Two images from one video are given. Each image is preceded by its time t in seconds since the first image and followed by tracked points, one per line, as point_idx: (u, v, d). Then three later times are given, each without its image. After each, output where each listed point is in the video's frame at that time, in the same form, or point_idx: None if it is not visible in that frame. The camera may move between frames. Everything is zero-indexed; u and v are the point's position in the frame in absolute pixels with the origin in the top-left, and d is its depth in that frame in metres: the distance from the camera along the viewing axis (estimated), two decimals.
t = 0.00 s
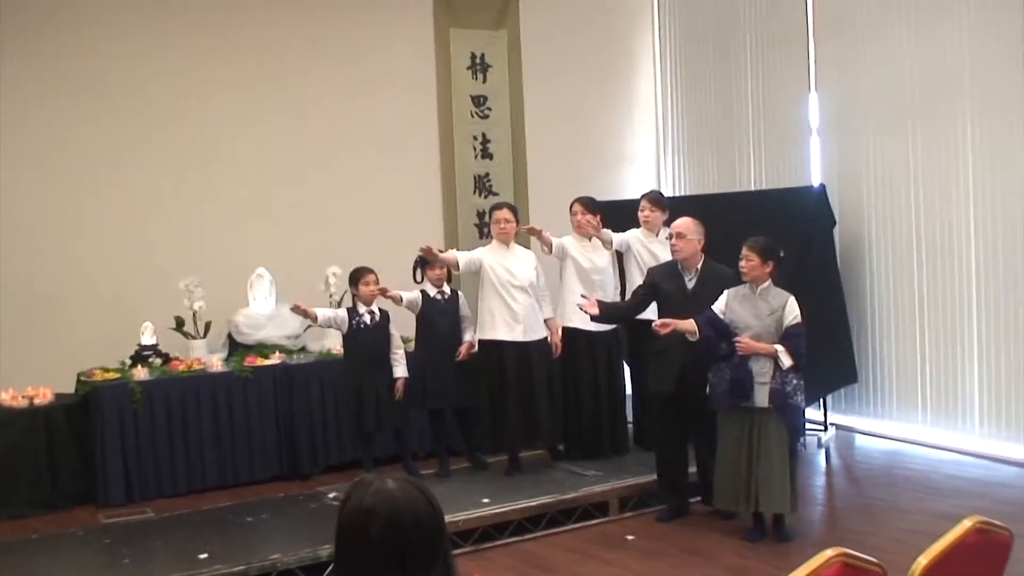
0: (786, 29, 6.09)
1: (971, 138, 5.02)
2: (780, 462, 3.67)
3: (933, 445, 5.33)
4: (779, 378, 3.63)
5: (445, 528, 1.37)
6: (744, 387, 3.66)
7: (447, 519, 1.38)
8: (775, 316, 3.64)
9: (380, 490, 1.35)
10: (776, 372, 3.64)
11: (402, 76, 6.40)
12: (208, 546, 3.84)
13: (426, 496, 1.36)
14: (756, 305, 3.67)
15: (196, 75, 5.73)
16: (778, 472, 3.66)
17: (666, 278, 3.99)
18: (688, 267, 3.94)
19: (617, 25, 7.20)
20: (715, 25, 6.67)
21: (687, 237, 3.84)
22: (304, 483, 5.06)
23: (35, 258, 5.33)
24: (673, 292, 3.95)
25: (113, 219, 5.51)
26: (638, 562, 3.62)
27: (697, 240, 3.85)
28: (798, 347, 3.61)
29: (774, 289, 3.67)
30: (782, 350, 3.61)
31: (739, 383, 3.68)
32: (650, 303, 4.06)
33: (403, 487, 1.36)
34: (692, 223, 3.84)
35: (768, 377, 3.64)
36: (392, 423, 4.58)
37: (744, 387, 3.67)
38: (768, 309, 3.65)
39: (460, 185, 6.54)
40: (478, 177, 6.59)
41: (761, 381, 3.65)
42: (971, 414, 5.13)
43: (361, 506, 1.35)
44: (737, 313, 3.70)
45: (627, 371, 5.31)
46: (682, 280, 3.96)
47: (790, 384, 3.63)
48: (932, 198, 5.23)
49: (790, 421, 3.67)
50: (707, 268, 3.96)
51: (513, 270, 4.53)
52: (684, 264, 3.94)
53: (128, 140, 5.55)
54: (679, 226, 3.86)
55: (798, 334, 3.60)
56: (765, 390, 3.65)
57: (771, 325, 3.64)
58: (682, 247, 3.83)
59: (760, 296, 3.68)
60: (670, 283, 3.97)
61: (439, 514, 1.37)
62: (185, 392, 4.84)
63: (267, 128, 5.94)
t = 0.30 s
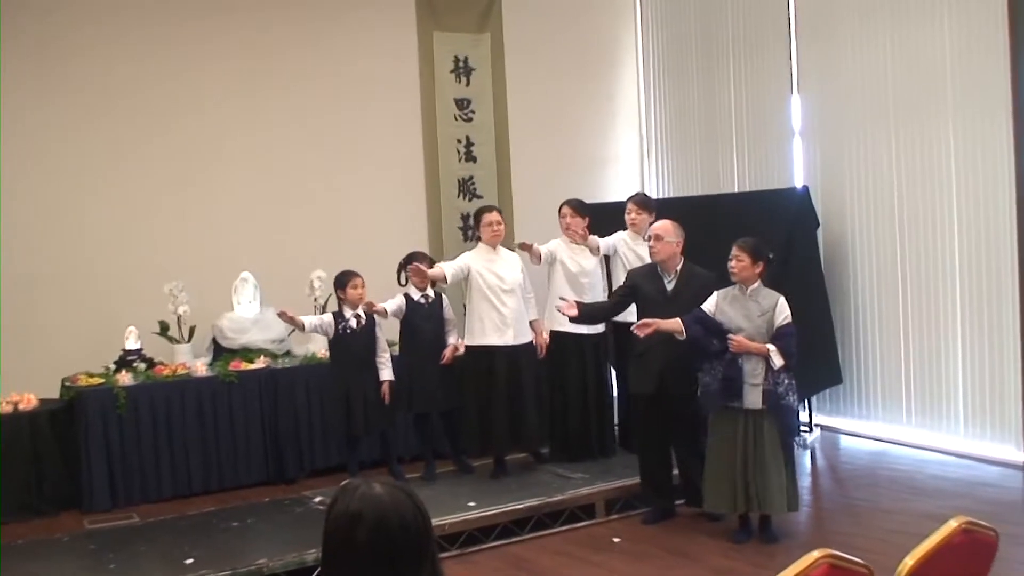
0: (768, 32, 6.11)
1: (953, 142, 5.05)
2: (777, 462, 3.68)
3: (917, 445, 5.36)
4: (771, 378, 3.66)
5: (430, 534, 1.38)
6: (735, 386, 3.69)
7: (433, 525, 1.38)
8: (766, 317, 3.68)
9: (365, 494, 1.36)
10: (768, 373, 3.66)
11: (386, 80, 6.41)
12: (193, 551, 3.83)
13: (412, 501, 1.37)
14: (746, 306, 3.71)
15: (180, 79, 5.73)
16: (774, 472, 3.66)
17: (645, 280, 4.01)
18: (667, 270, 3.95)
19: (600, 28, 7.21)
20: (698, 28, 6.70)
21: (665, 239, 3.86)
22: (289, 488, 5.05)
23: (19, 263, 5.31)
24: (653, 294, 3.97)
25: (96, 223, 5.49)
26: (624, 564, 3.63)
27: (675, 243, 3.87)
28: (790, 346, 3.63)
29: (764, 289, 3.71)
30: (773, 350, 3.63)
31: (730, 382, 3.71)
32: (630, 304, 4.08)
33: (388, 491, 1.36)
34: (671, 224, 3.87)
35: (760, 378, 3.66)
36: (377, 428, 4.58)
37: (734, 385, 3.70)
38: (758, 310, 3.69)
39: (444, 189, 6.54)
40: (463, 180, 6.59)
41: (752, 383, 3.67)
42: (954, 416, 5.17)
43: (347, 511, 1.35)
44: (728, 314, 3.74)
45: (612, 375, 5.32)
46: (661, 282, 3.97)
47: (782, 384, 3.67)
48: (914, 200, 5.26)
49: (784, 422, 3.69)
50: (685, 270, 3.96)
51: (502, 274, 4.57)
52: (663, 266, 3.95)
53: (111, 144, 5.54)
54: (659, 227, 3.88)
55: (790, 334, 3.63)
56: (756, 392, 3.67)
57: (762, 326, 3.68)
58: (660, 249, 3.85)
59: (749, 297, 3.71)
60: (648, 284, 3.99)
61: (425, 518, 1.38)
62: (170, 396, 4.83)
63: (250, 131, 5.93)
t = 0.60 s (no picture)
0: (758, 37, 6.13)
1: (942, 149, 5.07)
2: (765, 468, 3.71)
3: (904, 452, 5.37)
4: (762, 381, 3.67)
5: (420, 538, 1.37)
6: (733, 378, 3.66)
7: (422, 529, 1.38)
8: (756, 322, 3.69)
9: (354, 498, 1.36)
10: (760, 374, 3.67)
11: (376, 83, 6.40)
12: (180, 554, 3.83)
13: (401, 505, 1.37)
14: (736, 312, 3.71)
15: (170, 80, 5.72)
16: (764, 475, 3.69)
17: (628, 285, 4.03)
18: (649, 275, 3.96)
19: (591, 32, 7.22)
20: (688, 33, 6.71)
21: (647, 245, 3.85)
22: (278, 491, 5.04)
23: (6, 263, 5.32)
24: (635, 299, 3.98)
25: (83, 224, 5.49)
26: (609, 569, 3.63)
27: (658, 247, 3.87)
28: (782, 349, 3.65)
29: (753, 296, 3.72)
30: (768, 351, 3.63)
31: (728, 377, 3.67)
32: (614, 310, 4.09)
33: (376, 495, 1.36)
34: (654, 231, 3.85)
35: (753, 383, 3.68)
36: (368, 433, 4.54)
37: (732, 378, 3.67)
38: (748, 315, 3.70)
39: (433, 193, 6.49)
40: (452, 184, 6.53)
41: (746, 389, 3.68)
42: (941, 422, 5.18)
43: (335, 516, 1.35)
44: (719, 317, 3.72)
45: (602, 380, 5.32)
46: (644, 286, 3.98)
47: (772, 387, 3.67)
48: (902, 207, 5.28)
49: (773, 425, 3.69)
50: (668, 274, 3.97)
51: (494, 280, 4.56)
52: (647, 271, 3.94)
53: (98, 145, 5.53)
54: (641, 233, 3.86)
55: (782, 338, 3.66)
56: (750, 398, 3.68)
57: (754, 331, 3.69)
58: (641, 253, 3.85)
59: (739, 303, 3.72)
60: (630, 290, 4.01)
61: (415, 523, 1.37)
62: (157, 399, 4.82)
63: (240, 133, 5.92)
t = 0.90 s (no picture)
0: (750, 41, 6.14)
1: (933, 155, 5.08)
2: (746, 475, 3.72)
3: (893, 456, 5.38)
4: (744, 391, 3.68)
5: (408, 541, 1.37)
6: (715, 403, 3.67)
7: (411, 532, 1.38)
8: (731, 330, 3.67)
9: (341, 500, 1.36)
10: (741, 383, 3.68)
11: (369, 84, 6.39)
12: (168, 554, 3.82)
13: (389, 507, 1.36)
14: (712, 318, 3.69)
15: (162, 80, 5.70)
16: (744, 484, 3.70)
17: (615, 287, 4.03)
18: (635, 277, 3.97)
19: (584, 35, 7.22)
20: (680, 37, 6.71)
21: (633, 247, 3.86)
22: (267, 492, 5.03)
23: None
24: (622, 302, 3.98)
25: (73, 223, 5.48)
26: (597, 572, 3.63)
27: (643, 250, 3.87)
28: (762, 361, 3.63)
29: (730, 303, 3.69)
30: (745, 363, 3.61)
31: (715, 400, 3.68)
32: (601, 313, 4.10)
33: (364, 498, 1.36)
34: (639, 233, 3.86)
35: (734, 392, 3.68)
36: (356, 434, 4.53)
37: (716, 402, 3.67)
38: (723, 322, 3.68)
39: (424, 194, 6.53)
40: (443, 185, 6.59)
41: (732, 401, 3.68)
42: (930, 427, 5.19)
43: (323, 517, 1.35)
44: (695, 325, 3.70)
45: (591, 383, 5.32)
46: (630, 290, 3.99)
47: (755, 396, 3.69)
48: (893, 212, 5.29)
49: (754, 434, 3.73)
50: (655, 277, 3.98)
51: (491, 282, 4.56)
52: (633, 274, 3.96)
53: (89, 144, 5.52)
54: (626, 235, 3.87)
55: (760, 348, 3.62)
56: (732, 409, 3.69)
57: (730, 339, 3.67)
58: (625, 256, 3.85)
59: (715, 310, 3.70)
60: (619, 293, 4.00)
61: (404, 526, 1.37)
62: (146, 399, 4.81)
63: (231, 134, 5.91)
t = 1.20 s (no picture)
0: (742, 46, 6.14)
1: (924, 161, 5.08)
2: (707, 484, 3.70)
3: (880, 462, 5.39)
4: (696, 398, 3.65)
5: (399, 544, 1.36)
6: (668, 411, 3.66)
7: (401, 534, 1.37)
8: (691, 334, 3.68)
9: (332, 503, 1.35)
10: (693, 392, 3.66)
11: (361, 84, 6.37)
12: (155, 555, 3.79)
13: (378, 509, 1.35)
14: (672, 322, 3.71)
15: (154, 77, 5.67)
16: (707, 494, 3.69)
17: (603, 290, 4.01)
18: (624, 281, 3.97)
19: (577, 39, 7.22)
20: (672, 43, 6.73)
21: (622, 250, 3.85)
22: (253, 492, 5.02)
23: None
24: (610, 305, 3.97)
25: (64, 221, 5.40)
26: None
27: (631, 253, 3.87)
28: (717, 366, 3.64)
29: (693, 306, 3.70)
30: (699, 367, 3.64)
31: (666, 406, 3.66)
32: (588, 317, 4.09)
33: (356, 501, 1.35)
34: (628, 237, 3.86)
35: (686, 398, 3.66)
36: (348, 435, 4.50)
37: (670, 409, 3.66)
38: (683, 326, 3.69)
39: (415, 195, 6.53)
40: (434, 187, 6.58)
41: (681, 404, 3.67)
42: (918, 433, 5.20)
43: (314, 518, 1.34)
44: (657, 330, 3.73)
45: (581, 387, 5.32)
46: (618, 294, 3.98)
47: (707, 403, 3.65)
48: (883, 218, 5.30)
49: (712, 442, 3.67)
50: (643, 281, 3.98)
51: (490, 284, 4.58)
52: (621, 277, 3.96)
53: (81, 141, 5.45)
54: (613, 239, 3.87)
55: (717, 352, 3.64)
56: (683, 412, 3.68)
57: (688, 344, 3.69)
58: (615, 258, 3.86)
59: (678, 314, 3.71)
60: (607, 295, 3.99)
61: (393, 528, 1.36)
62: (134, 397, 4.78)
63: (223, 132, 5.88)
